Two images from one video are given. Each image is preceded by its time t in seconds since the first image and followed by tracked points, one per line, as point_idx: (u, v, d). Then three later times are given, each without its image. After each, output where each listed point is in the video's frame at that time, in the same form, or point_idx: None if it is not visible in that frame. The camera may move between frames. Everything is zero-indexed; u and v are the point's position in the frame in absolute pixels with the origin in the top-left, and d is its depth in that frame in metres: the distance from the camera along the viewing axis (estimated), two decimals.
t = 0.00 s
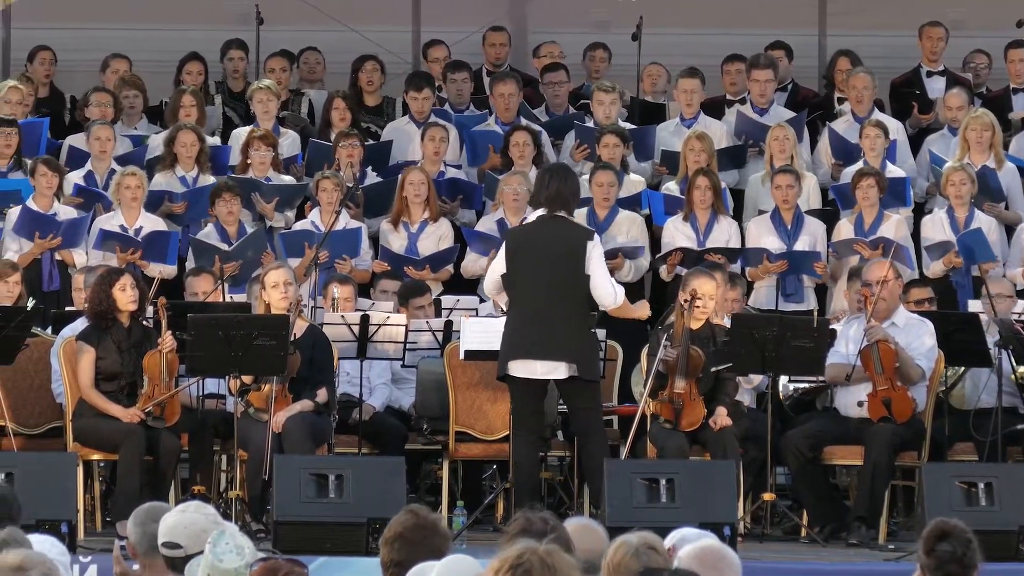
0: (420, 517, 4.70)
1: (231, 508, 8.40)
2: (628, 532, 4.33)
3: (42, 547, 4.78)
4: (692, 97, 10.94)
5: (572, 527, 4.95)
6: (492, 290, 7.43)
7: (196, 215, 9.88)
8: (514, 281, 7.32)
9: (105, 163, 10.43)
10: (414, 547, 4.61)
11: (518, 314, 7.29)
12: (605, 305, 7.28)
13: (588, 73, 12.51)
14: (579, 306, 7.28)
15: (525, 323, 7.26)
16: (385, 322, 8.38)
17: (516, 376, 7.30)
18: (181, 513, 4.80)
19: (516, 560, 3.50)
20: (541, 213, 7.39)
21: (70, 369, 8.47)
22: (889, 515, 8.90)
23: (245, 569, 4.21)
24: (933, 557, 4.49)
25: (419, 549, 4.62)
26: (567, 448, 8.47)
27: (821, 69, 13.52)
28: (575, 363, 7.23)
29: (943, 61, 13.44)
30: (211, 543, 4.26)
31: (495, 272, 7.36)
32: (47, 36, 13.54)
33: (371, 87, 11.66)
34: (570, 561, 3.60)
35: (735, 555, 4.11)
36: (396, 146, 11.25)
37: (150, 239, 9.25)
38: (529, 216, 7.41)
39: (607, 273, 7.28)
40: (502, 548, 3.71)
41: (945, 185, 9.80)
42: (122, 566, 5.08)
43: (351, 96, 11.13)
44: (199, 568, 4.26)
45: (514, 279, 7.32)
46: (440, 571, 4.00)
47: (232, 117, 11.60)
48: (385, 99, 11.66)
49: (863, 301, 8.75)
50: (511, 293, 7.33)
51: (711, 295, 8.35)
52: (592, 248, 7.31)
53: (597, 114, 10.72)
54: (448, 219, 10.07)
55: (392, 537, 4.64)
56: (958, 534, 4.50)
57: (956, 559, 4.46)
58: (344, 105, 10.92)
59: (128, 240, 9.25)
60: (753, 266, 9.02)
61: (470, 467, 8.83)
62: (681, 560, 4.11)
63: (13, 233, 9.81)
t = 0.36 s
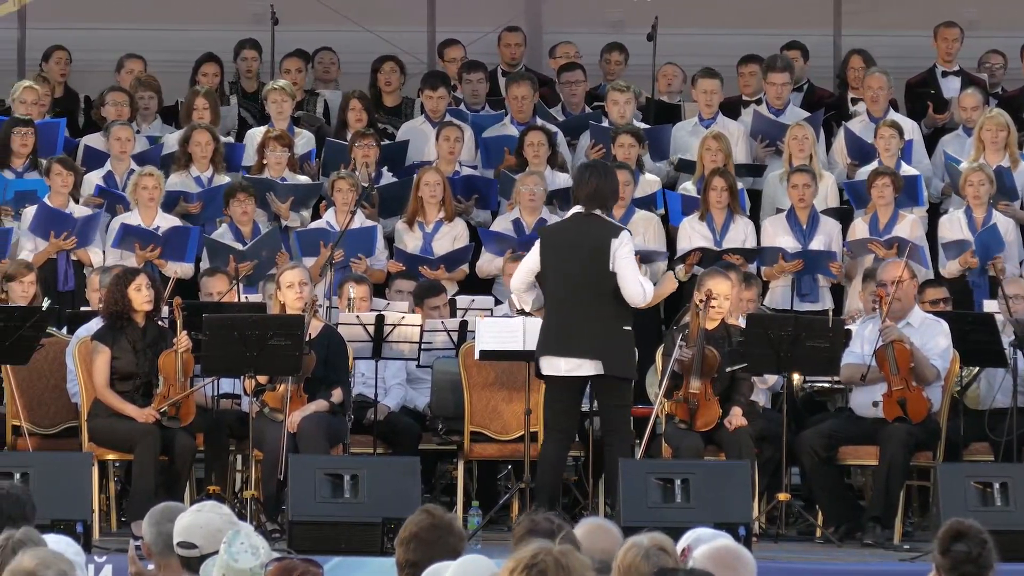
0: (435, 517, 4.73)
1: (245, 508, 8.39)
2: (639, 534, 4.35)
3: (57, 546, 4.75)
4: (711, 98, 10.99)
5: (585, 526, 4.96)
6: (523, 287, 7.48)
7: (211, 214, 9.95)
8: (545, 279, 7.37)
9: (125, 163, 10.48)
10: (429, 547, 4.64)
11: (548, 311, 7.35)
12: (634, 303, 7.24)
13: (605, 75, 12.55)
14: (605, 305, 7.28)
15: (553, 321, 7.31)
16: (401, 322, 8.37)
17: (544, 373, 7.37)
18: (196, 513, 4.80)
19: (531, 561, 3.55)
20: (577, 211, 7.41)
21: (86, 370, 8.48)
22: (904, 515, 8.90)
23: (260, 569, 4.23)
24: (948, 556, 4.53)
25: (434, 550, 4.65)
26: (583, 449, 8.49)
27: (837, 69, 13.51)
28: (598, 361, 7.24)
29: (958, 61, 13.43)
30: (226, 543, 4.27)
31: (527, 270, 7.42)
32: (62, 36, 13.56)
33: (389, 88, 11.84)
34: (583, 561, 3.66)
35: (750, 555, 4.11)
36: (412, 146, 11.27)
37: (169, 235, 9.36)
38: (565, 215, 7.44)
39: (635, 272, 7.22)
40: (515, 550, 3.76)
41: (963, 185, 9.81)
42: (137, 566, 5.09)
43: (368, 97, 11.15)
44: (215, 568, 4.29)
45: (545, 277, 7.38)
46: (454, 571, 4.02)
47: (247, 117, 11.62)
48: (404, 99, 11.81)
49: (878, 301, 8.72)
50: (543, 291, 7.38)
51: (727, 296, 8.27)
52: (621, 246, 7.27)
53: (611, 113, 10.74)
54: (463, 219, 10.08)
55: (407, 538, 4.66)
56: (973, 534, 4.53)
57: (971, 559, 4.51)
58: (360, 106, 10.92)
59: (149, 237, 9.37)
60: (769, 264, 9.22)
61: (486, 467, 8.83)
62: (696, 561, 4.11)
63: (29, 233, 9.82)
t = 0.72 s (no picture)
0: (452, 518, 4.76)
1: (262, 508, 8.38)
2: (656, 534, 4.36)
3: (74, 545, 4.76)
4: (730, 98, 11.00)
5: (602, 526, 4.96)
6: (549, 293, 7.52)
7: (228, 215, 9.91)
8: (572, 284, 7.39)
9: (142, 164, 10.50)
10: (446, 548, 4.68)
11: (576, 317, 7.36)
12: (665, 304, 7.25)
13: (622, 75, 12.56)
14: (632, 307, 7.29)
15: (582, 325, 7.32)
16: (417, 322, 8.33)
17: (575, 378, 7.38)
18: (213, 513, 4.80)
19: (547, 561, 3.59)
20: (600, 215, 7.43)
21: (103, 371, 8.49)
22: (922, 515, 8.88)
23: (277, 569, 4.30)
24: (965, 557, 4.53)
25: (450, 551, 4.69)
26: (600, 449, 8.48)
27: (854, 69, 13.50)
28: (629, 364, 7.26)
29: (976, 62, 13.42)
30: (243, 543, 4.34)
31: (554, 276, 7.45)
32: (79, 36, 13.59)
33: (405, 88, 11.85)
34: (599, 561, 3.71)
35: (766, 556, 4.11)
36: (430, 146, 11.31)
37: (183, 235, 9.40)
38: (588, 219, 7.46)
39: (664, 272, 7.23)
40: (531, 550, 3.80)
41: (979, 185, 9.83)
42: (154, 566, 5.10)
43: (386, 97, 11.16)
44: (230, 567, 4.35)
45: (572, 282, 7.40)
46: (471, 572, 4.03)
47: (264, 118, 11.64)
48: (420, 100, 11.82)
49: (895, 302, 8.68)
50: (570, 297, 7.40)
51: (743, 296, 8.29)
52: (645, 248, 7.29)
53: (629, 113, 10.76)
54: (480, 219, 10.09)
55: (424, 540, 4.70)
56: (991, 535, 4.54)
57: (988, 559, 4.51)
58: (378, 106, 10.92)
59: (164, 237, 9.40)
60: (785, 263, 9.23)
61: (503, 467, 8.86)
62: (712, 561, 4.11)
63: (45, 233, 9.83)
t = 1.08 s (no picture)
0: (467, 518, 4.77)
1: (276, 508, 8.38)
2: (672, 534, 4.36)
3: (89, 546, 4.77)
4: (745, 98, 11.02)
5: (617, 526, 4.95)
6: (546, 291, 7.45)
7: (242, 216, 9.92)
8: (572, 281, 7.37)
9: (153, 164, 10.52)
10: (461, 548, 4.69)
11: (576, 314, 7.35)
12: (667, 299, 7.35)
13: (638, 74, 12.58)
14: (636, 304, 7.31)
15: (584, 323, 7.31)
16: (432, 323, 8.34)
17: (576, 376, 7.36)
18: (228, 513, 4.80)
19: (562, 562, 3.60)
20: (597, 211, 7.42)
21: (118, 371, 8.50)
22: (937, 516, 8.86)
23: (292, 569, 4.31)
24: (981, 557, 4.53)
25: (464, 550, 4.70)
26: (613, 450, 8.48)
27: (868, 69, 13.49)
28: (634, 361, 7.28)
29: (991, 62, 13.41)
30: (257, 543, 4.35)
31: (552, 272, 7.39)
32: (93, 36, 13.61)
33: (415, 86, 11.86)
34: (614, 561, 3.71)
35: (781, 556, 4.11)
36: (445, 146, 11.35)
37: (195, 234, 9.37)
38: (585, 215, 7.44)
39: (667, 268, 7.32)
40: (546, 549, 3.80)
41: (993, 185, 9.80)
42: (169, 566, 5.11)
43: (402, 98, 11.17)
44: (244, 567, 4.36)
45: (571, 279, 7.37)
46: (486, 572, 4.04)
47: (279, 118, 11.67)
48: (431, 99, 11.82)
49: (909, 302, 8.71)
50: (570, 293, 7.38)
51: (759, 296, 8.31)
52: (648, 245, 7.31)
53: (644, 114, 10.79)
54: (495, 219, 10.11)
55: (438, 540, 4.72)
56: (1006, 535, 4.53)
57: (1003, 560, 4.50)
58: (394, 106, 10.94)
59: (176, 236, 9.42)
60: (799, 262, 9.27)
61: (517, 467, 8.87)
62: (727, 562, 4.11)
63: (59, 233, 9.85)
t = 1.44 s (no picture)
0: (485, 518, 4.77)
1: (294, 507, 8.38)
2: (689, 535, 4.36)
3: (107, 546, 4.80)
4: (760, 99, 11.04)
5: (635, 526, 4.94)
6: (552, 296, 7.45)
7: (259, 217, 9.92)
8: (574, 284, 7.35)
9: (168, 165, 10.54)
10: (479, 549, 4.69)
11: (579, 317, 7.33)
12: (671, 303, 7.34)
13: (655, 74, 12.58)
14: (639, 307, 7.31)
15: (587, 325, 7.29)
16: (449, 323, 8.37)
17: (580, 379, 7.34)
18: (244, 513, 4.81)
19: (579, 562, 3.61)
20: (600, 214, 7.41)
21: (135, 372, 8.50)
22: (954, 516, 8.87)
23: (308, 569, 4.35)
24: (999, 558, 4.52)
25: (481, 551, 4.70)
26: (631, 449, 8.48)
27: (886, 70, 13.49)
28: (638, 364, 7.27)
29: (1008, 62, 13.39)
30: (275, 543, 4.38)
31: (556, 278, 7.36)
32: (112, 37, 13.64)
33: (428, 86, 11.87)
34: (631, 560, 3.71)
35: (798, 556, 4.11)
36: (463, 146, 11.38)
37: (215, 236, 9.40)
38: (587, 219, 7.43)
39: (671, 271, 7.33)
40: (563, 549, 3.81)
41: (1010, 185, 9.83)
42: (187, 566, 5.12)
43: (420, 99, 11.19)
44: (262, 567, 4.38)
45: (573, 282, 7.35)
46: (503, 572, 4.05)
47: (298, 119, 11.70)
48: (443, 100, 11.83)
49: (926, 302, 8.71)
50: (572, 296, 7.36)
51: (776, 297, 8.31)
52: (654, 249, 7.34)
53: (662, 114, 10.81)
54: (513, 220, 10.14)
55: (456, 540, 4.72)
56: None
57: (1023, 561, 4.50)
58: (412, 106, 10.96)
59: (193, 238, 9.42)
60: (818, 264, 9.25)
61: (535, 467, 8.88)
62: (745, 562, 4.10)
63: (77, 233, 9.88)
